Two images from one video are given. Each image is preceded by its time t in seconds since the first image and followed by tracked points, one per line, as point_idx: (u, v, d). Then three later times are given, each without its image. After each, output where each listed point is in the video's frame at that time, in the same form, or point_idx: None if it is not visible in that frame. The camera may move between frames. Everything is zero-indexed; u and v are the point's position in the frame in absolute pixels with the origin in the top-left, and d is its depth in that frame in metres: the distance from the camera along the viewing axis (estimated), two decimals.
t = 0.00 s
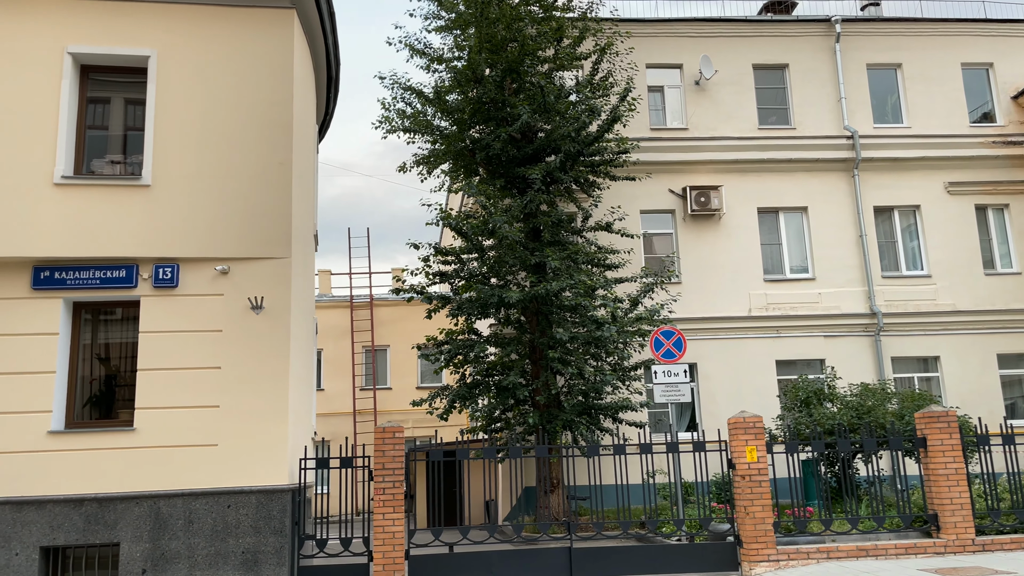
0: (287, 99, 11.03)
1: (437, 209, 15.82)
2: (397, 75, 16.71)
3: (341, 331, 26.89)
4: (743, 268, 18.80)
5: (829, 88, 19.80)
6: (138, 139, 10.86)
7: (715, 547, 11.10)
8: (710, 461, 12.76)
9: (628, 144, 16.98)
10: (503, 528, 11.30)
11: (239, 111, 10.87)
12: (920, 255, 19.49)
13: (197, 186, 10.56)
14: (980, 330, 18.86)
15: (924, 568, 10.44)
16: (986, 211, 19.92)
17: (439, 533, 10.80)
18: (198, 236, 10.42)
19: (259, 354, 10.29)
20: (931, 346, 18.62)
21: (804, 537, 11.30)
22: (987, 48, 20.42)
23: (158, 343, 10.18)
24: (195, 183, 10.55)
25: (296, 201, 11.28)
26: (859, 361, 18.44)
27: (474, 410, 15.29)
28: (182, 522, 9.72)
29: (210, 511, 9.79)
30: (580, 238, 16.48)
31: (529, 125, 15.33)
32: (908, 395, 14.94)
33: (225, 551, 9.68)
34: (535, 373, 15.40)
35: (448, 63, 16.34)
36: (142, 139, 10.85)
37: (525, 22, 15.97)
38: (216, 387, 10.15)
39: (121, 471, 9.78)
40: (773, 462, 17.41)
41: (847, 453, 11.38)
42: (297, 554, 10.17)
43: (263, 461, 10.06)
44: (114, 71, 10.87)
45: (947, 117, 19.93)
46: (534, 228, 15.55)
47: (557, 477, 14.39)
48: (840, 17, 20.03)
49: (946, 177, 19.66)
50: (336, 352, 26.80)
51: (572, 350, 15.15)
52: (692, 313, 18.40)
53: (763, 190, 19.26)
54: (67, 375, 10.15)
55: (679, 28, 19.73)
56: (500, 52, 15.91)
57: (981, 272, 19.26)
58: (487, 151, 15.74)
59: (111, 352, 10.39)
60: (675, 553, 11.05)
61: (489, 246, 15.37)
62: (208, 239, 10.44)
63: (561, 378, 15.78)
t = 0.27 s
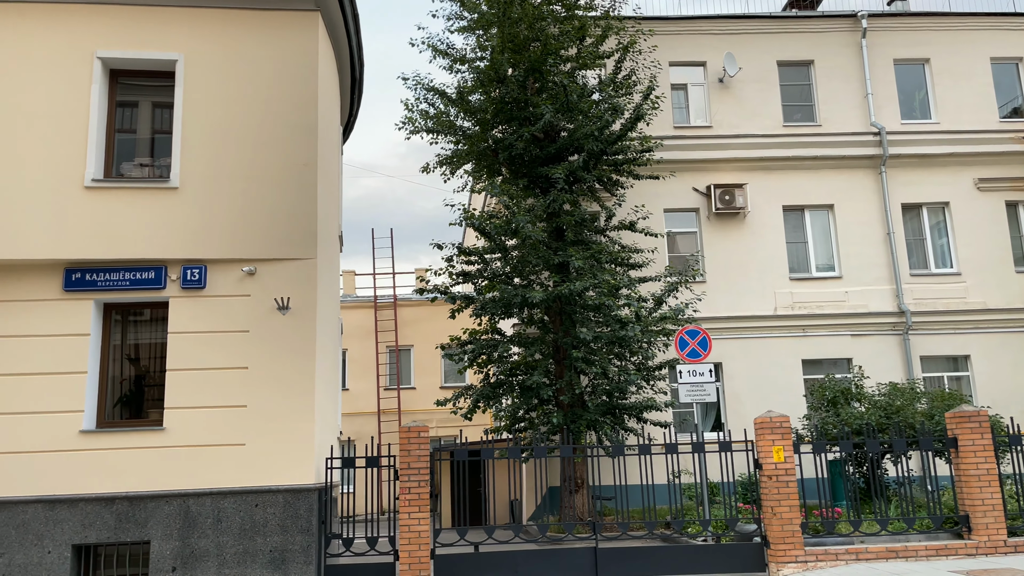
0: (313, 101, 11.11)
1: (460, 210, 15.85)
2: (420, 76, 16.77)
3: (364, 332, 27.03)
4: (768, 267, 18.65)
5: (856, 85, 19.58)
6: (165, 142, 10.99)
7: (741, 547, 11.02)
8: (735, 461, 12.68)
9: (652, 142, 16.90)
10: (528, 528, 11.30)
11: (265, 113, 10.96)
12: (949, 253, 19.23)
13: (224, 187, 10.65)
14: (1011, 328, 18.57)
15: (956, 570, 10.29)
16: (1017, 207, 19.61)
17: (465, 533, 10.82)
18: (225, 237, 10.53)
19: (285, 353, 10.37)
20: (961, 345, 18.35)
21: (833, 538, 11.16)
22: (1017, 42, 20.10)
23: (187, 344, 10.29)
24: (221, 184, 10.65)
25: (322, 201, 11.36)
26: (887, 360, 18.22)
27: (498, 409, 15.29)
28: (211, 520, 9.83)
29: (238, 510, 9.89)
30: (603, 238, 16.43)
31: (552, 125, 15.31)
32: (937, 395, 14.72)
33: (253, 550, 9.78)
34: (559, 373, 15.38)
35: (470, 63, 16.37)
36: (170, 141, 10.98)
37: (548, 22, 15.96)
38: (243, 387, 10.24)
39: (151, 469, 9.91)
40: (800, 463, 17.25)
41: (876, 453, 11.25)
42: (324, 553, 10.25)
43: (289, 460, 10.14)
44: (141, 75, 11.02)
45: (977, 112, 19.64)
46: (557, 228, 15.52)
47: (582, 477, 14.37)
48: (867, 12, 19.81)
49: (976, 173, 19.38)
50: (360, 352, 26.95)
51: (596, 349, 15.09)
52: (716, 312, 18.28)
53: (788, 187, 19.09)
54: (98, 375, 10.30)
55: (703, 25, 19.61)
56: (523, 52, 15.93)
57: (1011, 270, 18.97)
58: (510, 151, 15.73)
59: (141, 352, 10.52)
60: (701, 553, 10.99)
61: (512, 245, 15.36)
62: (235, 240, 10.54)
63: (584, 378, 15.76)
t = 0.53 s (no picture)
0: (339, 103, 11.19)
1: (485, 210, 15.87)
2: (444, 76, 16.82)
3: (390, 332, 27.18)
4: (795, 265, 18.49)
5: (884, 80, 19.34)
6: (194, 145, 11.13)
7: (770, 548, 10.94)
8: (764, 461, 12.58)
9: (677, 140, 16.81)
10: (554, 528, 11.28)
11: (292, 116, 11.06)
12: (981, 250, 18.94)
13: (252, 190, 10.76)
14: None
15: (990, 572, 10.13)
16: None
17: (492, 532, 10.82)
18: (254, 239, 10.63)
19: (313, 354, 10.46)
20: (994, 343, 18.06)
21: (864, 539, 11.02)
22: None
23: (217, 344, 10.42)
24: (250, 187, 10.76)
25: (349, 203, 11.44)
26: (918, 360, 17.97)
27: (523, 409, 15.29)
28: (241, 519, 9.94)
29: (268, 508, 9.99)
30: (628, 237, 16.38)
31: (576, 124, 15.27)
32: (969, 394, 14.49)
33: (283, 548, 9.87)
34: (585, 373, 15.35)
35: (495, 63, 16.39)
36: (199, 144, 11.12)
37: (572, 21, 15.94)
38: (273, 387, 10.35)
39: (183, 468, 10.04)
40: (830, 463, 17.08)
41: (908, 453, 11.10)
42: (353, 551, 10.32)
43: (318, 459, 10.22)
44: (171, 79, 11.18)
45: (1009, 106, 19.31)
46: (582, 227, 15.48)
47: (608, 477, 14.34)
48: (895, 7, 19.56)
49: (1008, 169, 19.05)
50: (386, 352, 27.10)
51: (622, 349, 15.04)
52: (743, 311, 18.15)
53: (815, 185, 18.91)
54: (131, 375, 10.47)
55: (728, 23, 19.49)
56: (547, 51, 15.94)
57: None
58: (534, 151, 15.73)
59: (172, 352, 10.68)
60: (729, 554, 10.93)
61: (537, 245, 15.35)
62: (263, 242, 10.64)
63: (610, 377, 15.72)
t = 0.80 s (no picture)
0: (366, 105, 11.24)
1: (511, 210, 15.87)
2: (470, 77, 16.83)
3: (417, 332, 27.29)
4: (825, 264, 18.29)
5: (915, 75, 19.07)
6: (223, 148, 11.26)
7: (801, 548, 10.84)
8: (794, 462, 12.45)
9: (704, 138, 16.69)
10: (583, 528, 11.25)
11: (319, 118, 11.14)
12: (1016, 247, 18.62)
13: (281, 192, 10.86)
14: None
15: None
16: None
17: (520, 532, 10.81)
18: (283, 241, 10.73)
19: (342, 353, 10.54)
20: None
21: (897, 540, 10.88)
22: None
23: (247, 345, 10.53)
24: (279, 189, 10.86)
25: (376, 204, 11.49)
26: (951, 359, 17.70)
27: (550, 409, 15.27)
28: (272, 517, 10.04)
29: (298, 507, 10.09)
30: (655, 236, 16.29)
31: (602, 123, 15.20)
32: (1005, 394, 14.24)
33: (313, 547, 9.95)
34: (612, 372, 15.31)
35: (520, 63, 16.39)
36: (228, 147, 11.25)
37: (598, 20, 15.90)
38: (302, 387, 10.43)
39: (215, 467, 10.16)
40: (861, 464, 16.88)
41: (942, 454, 10.94)
42: (382, 550, 10.37)
43: (347, 459, 10.29)
44: (200, 83, 11.33)
45: None
46: (608, 226, 15.42)
47: (636, 477, 14.29)
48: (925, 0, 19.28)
49: None
50: (412, 352, 27.21)
51: (649, 348, 14.97)
52: (771, 310, 17.99)
53: (845, 182, 18.70)
54: (163, 376, 10.62)
55: (754, 19, 19.33)
56: (572, 51, 15.91)
57: None
58: (559, 150, 15.70)
59: (203, 353, 10.82)
60: (759, 555, 10.84)
61: (563, 245, 15.32)
62: (292, 244, 10.73)
63: (637, 377, 15.65)
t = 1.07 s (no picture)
0: (394, 106, 11.29)
1: (537, 210, 15.86)
2: (496, 78, 16.84)
3: (444, 333, 27.38)
4: (856, 262, 18.05)
5: (948, 70, 18.76)
6: (253, 151, 11.38)
7: (834, 550, 10.71)
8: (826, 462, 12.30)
9: (732, 137, 16.55)
10: (612, 528, 11.21)
11: (347, 120, 11.20)
12: None
13: (311, 194, 10.95)
14: None
15: None
16: None
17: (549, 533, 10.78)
18: (313, 243, 10.81)
19: (371, 354, 10.59)
20: None
21: (932, 543, 10.72)
22: None
23: (278, 346, 10.63)
24: (308, 191, 10.95)
25: (405, 205, 11.54)
26: (987, 358, 17.38)
27: (578, 410, 15.21)
28: (303, 517, 10.12)
29: (329, 507, 10.16)
30: (683, 235, 16.18)
31: (629, 122, 15.13)
32: None
33: (343, 546, 10.02)
34: (640, 373, 15.24)
35: (546, 63, 16.38)
36: (258, 150, 11.37)
37: (624, 19, 15.84)
38: (332, 387, 10.51)
39: (247, 467, 10.27)
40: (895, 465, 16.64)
41: (978, 455, 10.75)
42: (411, 550, 10.41)
43: (377, 459, 10.34)
44: (230, 87, 11.46)
45: None
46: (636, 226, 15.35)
47: (666, 478, 14.22)
48: None
49: None
50: (439, 353, 27.30)
51: (678, 348, 14.88)
52: (802, 310, 17.80)
53: (876, 179, 18.45)
54: (196, 376, 10.75)
55: (783, 15, 19.15)
56: (598, 50, 15.88)
57: None
58: (586, 150, 15.66)
59: (235, 354, 10.93)
60: (791, 557, 10.73)
61: (590, 245, 15.24)
62: (321, 245, 10.82)
63: (666, 377, 15.56)
